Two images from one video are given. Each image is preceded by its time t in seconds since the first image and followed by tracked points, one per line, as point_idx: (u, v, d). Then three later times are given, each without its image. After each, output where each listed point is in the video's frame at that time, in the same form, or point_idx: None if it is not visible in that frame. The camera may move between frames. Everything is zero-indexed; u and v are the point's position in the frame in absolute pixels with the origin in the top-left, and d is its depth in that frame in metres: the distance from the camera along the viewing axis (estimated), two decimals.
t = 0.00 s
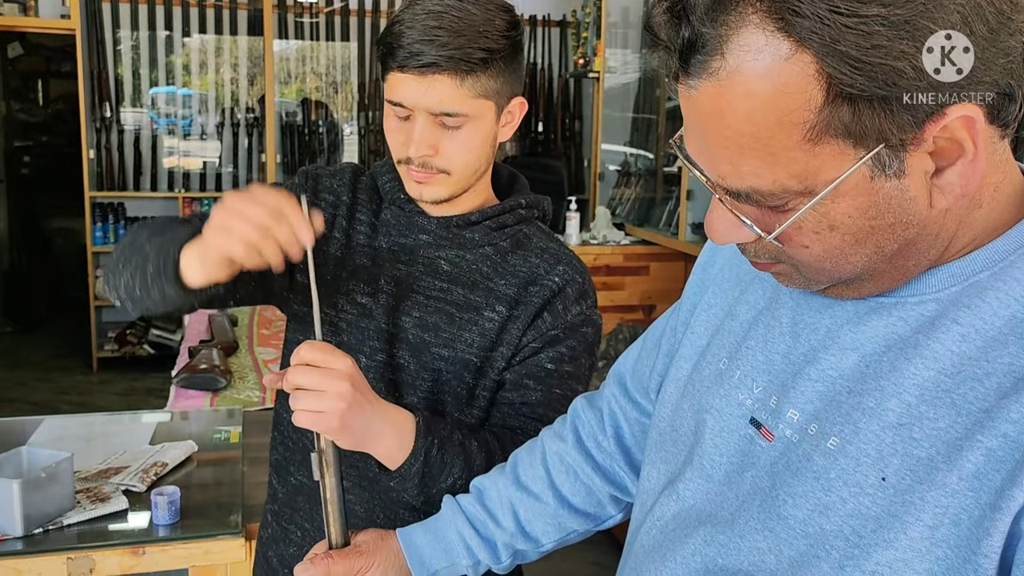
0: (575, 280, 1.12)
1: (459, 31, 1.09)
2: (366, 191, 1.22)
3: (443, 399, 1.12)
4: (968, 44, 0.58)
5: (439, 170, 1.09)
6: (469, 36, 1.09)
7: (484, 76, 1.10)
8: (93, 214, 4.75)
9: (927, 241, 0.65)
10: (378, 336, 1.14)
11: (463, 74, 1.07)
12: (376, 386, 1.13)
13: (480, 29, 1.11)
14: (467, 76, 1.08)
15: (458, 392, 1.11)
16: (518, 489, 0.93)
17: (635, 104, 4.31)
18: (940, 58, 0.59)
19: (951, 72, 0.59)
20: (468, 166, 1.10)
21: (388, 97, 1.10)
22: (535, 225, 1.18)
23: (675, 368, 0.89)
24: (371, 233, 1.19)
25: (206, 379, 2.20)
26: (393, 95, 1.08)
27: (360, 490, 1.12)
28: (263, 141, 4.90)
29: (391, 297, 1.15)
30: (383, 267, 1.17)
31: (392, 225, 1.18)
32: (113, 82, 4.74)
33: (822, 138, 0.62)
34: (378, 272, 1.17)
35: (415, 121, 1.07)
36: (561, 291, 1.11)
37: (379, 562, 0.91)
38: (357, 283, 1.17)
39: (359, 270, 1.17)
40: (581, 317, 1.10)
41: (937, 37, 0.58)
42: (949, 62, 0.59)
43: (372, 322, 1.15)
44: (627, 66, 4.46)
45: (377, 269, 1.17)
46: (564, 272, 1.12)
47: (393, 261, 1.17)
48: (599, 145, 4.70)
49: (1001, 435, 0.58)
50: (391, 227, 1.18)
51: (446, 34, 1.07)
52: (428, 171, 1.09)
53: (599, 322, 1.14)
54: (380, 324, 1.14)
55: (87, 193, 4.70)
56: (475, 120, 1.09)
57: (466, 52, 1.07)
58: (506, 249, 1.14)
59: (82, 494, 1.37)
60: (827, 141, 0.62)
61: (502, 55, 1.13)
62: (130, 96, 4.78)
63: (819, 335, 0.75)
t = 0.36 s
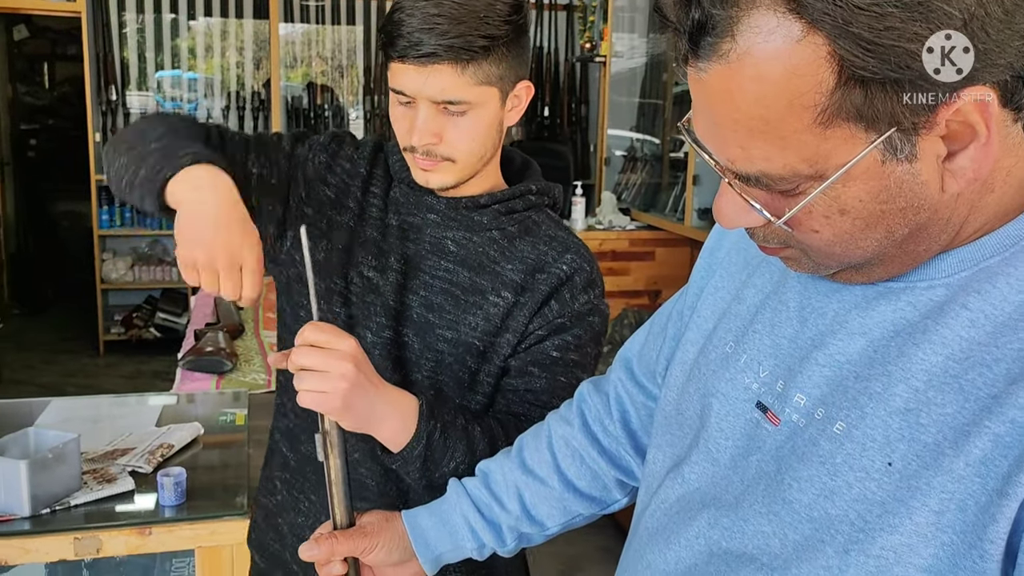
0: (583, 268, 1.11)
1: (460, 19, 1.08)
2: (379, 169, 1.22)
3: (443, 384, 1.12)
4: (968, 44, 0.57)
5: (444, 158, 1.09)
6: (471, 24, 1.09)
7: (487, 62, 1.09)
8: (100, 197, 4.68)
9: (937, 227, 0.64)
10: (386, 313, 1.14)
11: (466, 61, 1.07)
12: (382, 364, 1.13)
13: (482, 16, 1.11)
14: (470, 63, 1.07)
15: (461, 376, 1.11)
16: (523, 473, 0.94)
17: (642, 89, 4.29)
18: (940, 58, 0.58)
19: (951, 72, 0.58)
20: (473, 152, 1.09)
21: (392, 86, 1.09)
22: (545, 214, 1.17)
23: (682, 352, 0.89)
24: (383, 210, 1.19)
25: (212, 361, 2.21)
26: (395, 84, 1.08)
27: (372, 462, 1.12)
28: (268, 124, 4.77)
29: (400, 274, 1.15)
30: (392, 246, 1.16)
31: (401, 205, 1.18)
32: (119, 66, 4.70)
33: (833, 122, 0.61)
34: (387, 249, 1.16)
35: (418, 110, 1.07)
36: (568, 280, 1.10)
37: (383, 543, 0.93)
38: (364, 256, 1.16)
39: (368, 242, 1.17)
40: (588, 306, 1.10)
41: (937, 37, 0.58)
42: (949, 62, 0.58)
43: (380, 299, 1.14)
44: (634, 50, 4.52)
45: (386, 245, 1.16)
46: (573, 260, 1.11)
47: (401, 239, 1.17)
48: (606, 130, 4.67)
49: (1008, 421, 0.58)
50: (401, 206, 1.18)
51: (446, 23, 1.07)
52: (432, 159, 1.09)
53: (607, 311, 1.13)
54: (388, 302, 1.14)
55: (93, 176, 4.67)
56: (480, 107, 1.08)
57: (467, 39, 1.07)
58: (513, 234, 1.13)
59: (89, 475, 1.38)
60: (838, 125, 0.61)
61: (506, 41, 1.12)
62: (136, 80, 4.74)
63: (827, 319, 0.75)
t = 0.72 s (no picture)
0: (593, 241, 1.11)
1: None
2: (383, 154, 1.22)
3: (462, 358, 1.11)
4: (969, 45, 0.58)
5: (455, 130, 1.08)
6: None
7: (497, 33, 1.08)
8: (110, 181, 4.72)
9: (969, 199, 0.63)
10: (398, 296, 1.14)
11: (476, 31, 1.06)
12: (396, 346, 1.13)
13: None
14: (480, 33, 1.06)
15: (478, 352, 1.11)
16: (538, 448, 0.93)
17: (653, 75, 4.26)
18: (941, 58, 0.58)
19: (951, 72, 0.58)
20: (484, 125, 1.09)
21: (401, 58, 1.08)
22: (553, 186, 1.16)
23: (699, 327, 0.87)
24: (389, 194, 1.19)
25: (223, 343, 2.22)
26: (406, 55, 1.07)
27: (382, 450, 1.12)
28: (279, 109, 4.75)
29: (410, 259, 1.15)
30: (402, 230, 1.16)
31: (410, 187, 1.17)
32: (129, 51, 4.71)
33: (866, 91, 0.60)
34: (397, 234, 1.16)
35: (429, 81, 1.06)
36: (579, 252, 1.10)
37: (400, 516, 0.93)
38: (375, 245, 1.16)
39: (378, 231, 1.16)
40: (599, 278, 1.10)
41: (937, 37, 0.58)
42: (949, 63, 0.58)
43: (392, 284, 1.14)
44: (645, 38, 4.40)
45: (395, 230, 1.16)
46: (582, 233, 1.11)
47: (411, 223, 1.16)
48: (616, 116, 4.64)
49: None
50: (410, 188, 1.17)
51: None
52: (443, 131, 1.08)
53: (617, 283, 1.14)
54: (400, 286, 1.14)
55: (105, 161, 4.67)
56: (490, 78, 1.07)
57: (477, 9, 1.05)
58: (525, 210, 1.13)
59: (102, 453, 1.39)
60: (873, 95, 0.60)
61: (514, 11, 1.11)
62: (146, 65, 4.74)
63: (852, 293, 0.74)
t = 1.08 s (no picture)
0: (608, 245, 1.12)
1: None
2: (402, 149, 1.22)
3: (475, 355, 1.12)
4: (968, 43, 0.58)
5: (473, 132, 1.08)
6: None
7: (516, 36, 1.09)
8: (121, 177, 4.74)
9: (981, 199, 0.63)
10: (416, 290, 1.13)
11: (495, 34, 1.06)
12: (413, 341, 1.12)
13: None
14: (498, 37, 1.07)
15: (491, 351, 1.11)
16: (552, 444, 0.94)
17: (662, 72, 4.25)
18: (939, 58, 0.59)
19: (950, 72, 0.59)
20: (501, 127, 1.09)
21: (419, 60, 1.09)
22: (569, 190, 1.17)
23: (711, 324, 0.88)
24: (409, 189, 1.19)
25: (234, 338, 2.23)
26: (423, 58, 1.07)
27: (401, 440, 1.12)
28: (288, 106, 4.82)
29: (428, 252, 1.15)
30: (419, 223, 1.16)
31: (429, 181, 1.18)
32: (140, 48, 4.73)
33: (881, 92, 0.60)
34: (414, 227, 1.16)
35: (446, 83, 1.06)
36: (595, 256, 1.11)
37: (413, 511, 0.94)
38: (392, 235, 1.15)
39: (395, 221, 1.16)
40: (614, 283, 1.11)
41: (936, 37, 0.59)
42: (947, 62, 0.59)
43: (410, 276, 1.14)
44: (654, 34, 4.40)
45: (413, 223, 1.16)
46: (598, 237, 1.12)
47: (428, 217, 1.16)
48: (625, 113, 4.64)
49: None
50: (428, 183, 1.18)
51: None
52: (460, 133, 1.09)
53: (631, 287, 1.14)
54: (418, 278, 1.14)
55: (116, 157, 4.69)
56: (509, 81, 1.08)
57: (497, 13, 1.06)
58: (540, 211, 1.14)
59: (115, 448, 1.40)
60: (887, 96, 0.60)
61: (533, 15, 1.12)
62: (157, 62, 4.75)
63: (864, 291, 0.74)
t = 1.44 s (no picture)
0: (615, 239, 1.11)
1: None
2: (407, 151, 1.22)
3: (484, 356, 1.12)
4: (968, 44, 0.58)
5: (474, 129, 1.08)
6: None
7: (514, 31, 1.08)
8: (127, 177, 4.74)
9: (993, 198, 0.63)
10: (421, 295, 1.14)
11: (492, 30, 1.06)
12: (419, 344, 1.13)
13: None
14: (496, 33, 1.06)
15: (500, 350, 1.11)
16: (559, 444, 0.93)
17: (668, 72, 4.24)
18: (940, 59, 0.59)
19: (950, 73, 0.58)
20: (503, 124, 1.09)
21: (420, 60, 1.09)
22: (575, 186, 1.16)
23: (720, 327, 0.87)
24: (413, 194, 1.19)
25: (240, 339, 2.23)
26: (424, 57, 1.07)
27: (403, 446, 1.13)
28: (294, 106, 4.79)
29: (433, 257, 1.15)
30: (425, 226, 1.16)
31: (435, 184, 1.18)
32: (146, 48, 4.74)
33: (892, 90, 0.59)
34: (419, 231, 1.16)
35: (447, 82, 1.06)
36: (601, 251, 1.10)
37: (419, 511, 0.94)
38: (397, 243, 1.17)
39: (400, 229, 1.17)
40: (622, 277, 1.09)
41: (936, 38, 0.58)
42: (948, 63, 0.58)
43: (415, 282, 1.15)
44: (660, 34, 4.38)
45: (419, 227, 1.16)
46: (605, 231, 1.11)
47: (434, 220, 1.16)
48: (631, 113, 4.63)
49: None
50: (434, 185, 1.18)
51: None
52: (462, 130, 1.09)
53: (640, 282, 1.12)
54: (424, 284, 1.14)
55: (122, 157, 4.70)
56: (508, 77, 1.07)
57: (495, 8, 1.05)
58: (547, 209, 1.13)
59: (121, 448, 1.40)
60: (897, 95, 0.59)
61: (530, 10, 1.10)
62: (164, 62, 4.76)
63: (875, 292, 0.73)
